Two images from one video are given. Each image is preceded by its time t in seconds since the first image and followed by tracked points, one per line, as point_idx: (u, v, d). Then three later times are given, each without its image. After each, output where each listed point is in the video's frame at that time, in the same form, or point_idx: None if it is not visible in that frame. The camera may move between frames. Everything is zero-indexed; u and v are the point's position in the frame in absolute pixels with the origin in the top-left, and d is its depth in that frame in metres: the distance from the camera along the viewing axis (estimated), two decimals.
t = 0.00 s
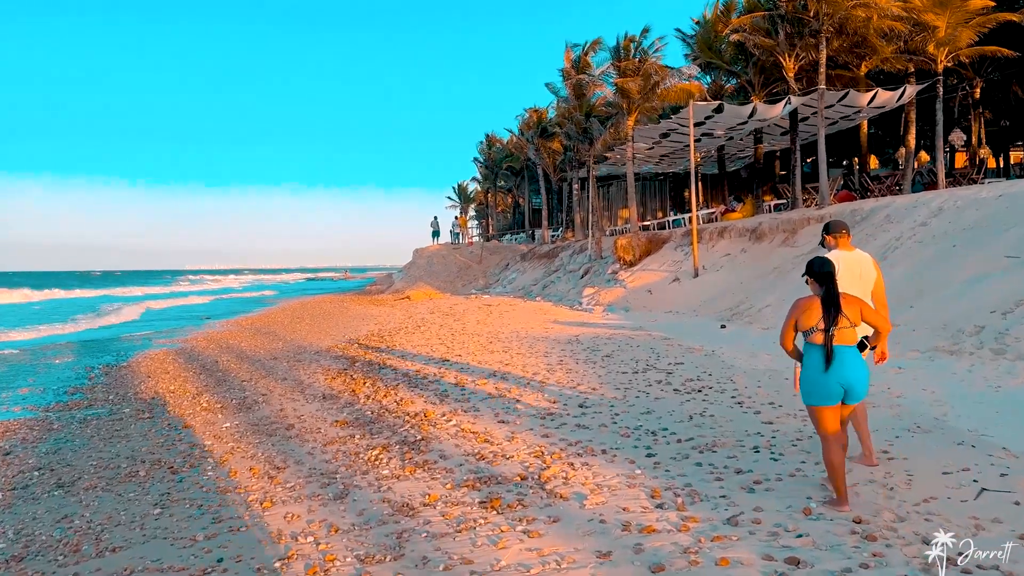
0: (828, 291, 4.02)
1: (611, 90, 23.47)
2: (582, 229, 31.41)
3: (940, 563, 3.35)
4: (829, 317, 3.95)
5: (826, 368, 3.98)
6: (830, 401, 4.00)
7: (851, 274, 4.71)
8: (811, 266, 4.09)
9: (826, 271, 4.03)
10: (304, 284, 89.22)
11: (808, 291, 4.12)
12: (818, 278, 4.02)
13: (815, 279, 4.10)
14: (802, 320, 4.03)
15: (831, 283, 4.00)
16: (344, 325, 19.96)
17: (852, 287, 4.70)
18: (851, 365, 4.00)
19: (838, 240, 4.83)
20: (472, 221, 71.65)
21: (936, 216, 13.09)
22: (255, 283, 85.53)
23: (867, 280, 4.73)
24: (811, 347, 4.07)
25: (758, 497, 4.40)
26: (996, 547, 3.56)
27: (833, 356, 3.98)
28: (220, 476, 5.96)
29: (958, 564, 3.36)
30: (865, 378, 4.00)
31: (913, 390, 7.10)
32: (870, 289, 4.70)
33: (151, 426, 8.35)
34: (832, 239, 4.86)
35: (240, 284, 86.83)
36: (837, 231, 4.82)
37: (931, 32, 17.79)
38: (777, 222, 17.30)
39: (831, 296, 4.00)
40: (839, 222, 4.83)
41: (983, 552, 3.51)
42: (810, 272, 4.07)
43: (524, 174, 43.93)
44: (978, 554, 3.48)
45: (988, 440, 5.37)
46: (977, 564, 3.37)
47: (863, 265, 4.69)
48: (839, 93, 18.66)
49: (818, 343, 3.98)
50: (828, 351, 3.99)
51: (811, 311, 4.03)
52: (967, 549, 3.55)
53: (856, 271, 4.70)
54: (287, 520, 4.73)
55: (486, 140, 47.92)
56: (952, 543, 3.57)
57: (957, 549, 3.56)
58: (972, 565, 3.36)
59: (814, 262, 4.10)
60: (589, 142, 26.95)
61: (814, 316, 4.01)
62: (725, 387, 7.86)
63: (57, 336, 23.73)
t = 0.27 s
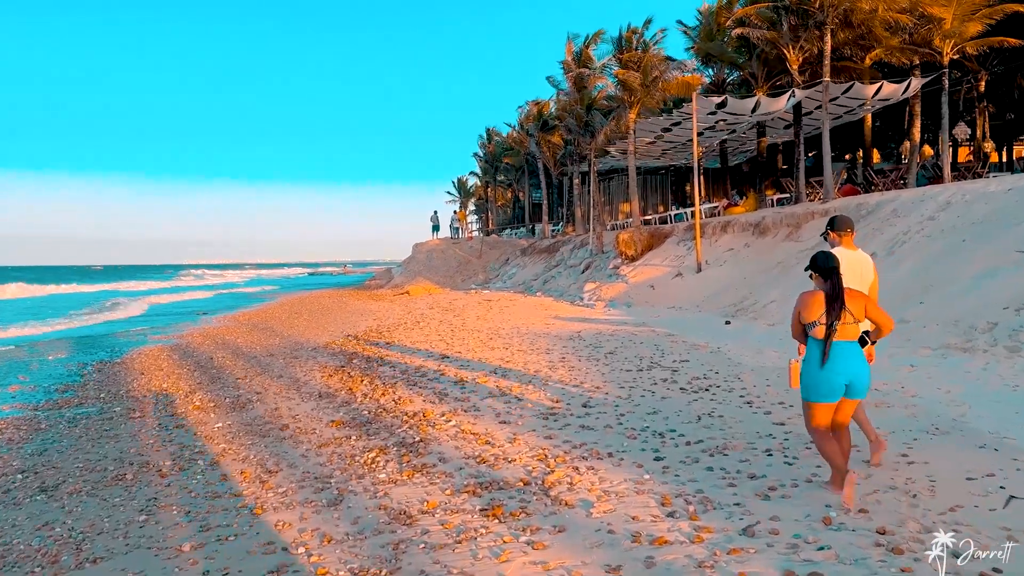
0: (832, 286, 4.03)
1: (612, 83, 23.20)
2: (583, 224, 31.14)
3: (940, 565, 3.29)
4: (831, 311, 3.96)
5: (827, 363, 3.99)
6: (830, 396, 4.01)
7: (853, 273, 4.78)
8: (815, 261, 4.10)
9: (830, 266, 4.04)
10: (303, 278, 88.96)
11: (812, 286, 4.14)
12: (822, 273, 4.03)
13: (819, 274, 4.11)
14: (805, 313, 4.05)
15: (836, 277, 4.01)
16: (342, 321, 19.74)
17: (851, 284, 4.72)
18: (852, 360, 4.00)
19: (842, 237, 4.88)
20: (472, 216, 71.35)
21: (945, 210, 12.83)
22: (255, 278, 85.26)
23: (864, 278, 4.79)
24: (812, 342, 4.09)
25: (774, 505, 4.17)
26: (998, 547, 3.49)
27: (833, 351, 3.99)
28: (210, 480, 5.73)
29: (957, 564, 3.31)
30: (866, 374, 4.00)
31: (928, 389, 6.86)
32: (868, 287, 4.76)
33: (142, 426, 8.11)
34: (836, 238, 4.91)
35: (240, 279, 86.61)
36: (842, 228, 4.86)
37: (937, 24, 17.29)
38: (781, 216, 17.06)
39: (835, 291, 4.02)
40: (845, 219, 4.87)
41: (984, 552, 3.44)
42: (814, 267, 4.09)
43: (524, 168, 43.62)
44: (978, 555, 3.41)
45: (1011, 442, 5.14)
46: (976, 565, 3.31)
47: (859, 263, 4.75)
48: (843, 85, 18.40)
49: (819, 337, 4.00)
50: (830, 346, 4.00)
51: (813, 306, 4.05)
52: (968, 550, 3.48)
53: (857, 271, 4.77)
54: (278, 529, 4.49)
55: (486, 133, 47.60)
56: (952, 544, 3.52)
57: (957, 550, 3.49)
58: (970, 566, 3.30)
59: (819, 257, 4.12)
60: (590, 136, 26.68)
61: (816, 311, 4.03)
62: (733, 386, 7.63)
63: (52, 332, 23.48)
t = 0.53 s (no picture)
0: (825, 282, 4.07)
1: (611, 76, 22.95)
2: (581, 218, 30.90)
3: (938, 564, 3.24)
4: (824, 306, 4.01)
5: (819, 357, 4.02)
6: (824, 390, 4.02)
7: (847, 266, 4.57)
8: (807, 258, 4.15)
9: (822, 262, 4.09)
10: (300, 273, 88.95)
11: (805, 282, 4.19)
12: (813, 268, 4.09)
13: (812, 270, 4.16)
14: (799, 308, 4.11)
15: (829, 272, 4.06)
16: (338, 316, 19.52)
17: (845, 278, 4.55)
18: (845, 355, 4.02)
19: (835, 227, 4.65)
20: (470, 210, 71.14)
21: (949, 204, 12.61)
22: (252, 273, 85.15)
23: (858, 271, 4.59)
24: (806, 336, 4.14)
25: (784, 513, 3.96)
26: (998, 547, 3.44)
27: (826, 345, 4.02)
28: (193, 483, 5.51)
29: (957, 564, 3.26)
30: (861, 369, 4.01)
31: (938, 388, 6.63)
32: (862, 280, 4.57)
33: (127, 426, 7.88)
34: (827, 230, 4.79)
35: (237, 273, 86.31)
36: (834, 219, 4.63)
37: (939, 16, 16.97)
38: (781, 210, 16.84)
39: (830, 286, 4.05)
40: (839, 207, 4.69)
41: (984, 552, 3.38)
42: (807, 263, 4.13)
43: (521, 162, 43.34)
44: (978, 554, 3.36)
45: None
46: (978, 565, 3.25)
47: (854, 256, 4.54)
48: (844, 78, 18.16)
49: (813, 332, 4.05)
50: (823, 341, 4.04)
51: (807, 301, 4.10)
52: (968, 549, 3.42)
53: (851, 263, 4.57)
54: (261, 537, 4.28)
55: (483, 128, 47.37)
56: (952, 543, 3.47)
57: (956, 549, 3.44)
58: (971, 566, 3.25)
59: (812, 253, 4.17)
60: (589, 129, 26.43)
61: (811, 306, 4.08)
62: (736, 385, 7.41)
63: (45, 328, 23.23)
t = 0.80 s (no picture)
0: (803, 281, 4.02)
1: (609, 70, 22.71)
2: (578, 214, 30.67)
3: (938, 565, 3.22)
4: (803, 305, 3.95)
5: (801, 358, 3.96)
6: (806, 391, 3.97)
7: (828, 267, 4.67)
8: (784, 258, 4.09)
9: (799, 261, 4.03)
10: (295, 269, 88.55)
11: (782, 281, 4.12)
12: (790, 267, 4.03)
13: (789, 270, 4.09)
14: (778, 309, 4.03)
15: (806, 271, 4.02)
16: (331, 313, 19.27)
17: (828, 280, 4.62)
18: (826, 354, 3.98)
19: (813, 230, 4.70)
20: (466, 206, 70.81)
21: (953, 200, 12.42)
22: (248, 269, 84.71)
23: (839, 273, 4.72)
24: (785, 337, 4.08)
25: (793, 525, 3.75)
26: (997, 547, 3.41)
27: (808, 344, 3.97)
28: (174, 489, 5.28)
29: (959, 565, 3.24)
30: (842, 368, 3.98)
31: (947, 390, 6.44)
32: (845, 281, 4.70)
33: (110, 427, 7.63)
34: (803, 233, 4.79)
35: (232, 268, 85.98)
36: (812, 222, 4.68)
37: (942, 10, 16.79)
38: (781, 206, 16.65)
39: (808, 285, 3.99)
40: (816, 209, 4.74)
41: (984, 552, 3.36)
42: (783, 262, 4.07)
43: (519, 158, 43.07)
44: (978, 554, 3.34)
45: None
46: (979, 565, 3.23)
47: (835, 258, 4.66)
48: (845, 73, 17.96)
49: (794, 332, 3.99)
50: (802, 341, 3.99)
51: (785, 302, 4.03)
52: (967, 549, 3.40)
53: (832, 265, 4.69)
54: (241, 549, 4.05)
55: (479, 123, 47.07)
56: (953, 543, 3.45)
57: (957, 550, 3.42)
58: (973, 566, 3.23)
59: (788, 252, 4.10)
60: (586, 124, 26.19)
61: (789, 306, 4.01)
62: (737, 386, 7.20)
63: (34, 324, 22.89)
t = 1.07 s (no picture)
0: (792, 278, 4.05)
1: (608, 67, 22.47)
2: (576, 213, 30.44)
3: (939, 564, 3.20)
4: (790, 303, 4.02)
5: (790, 354, 4.04)
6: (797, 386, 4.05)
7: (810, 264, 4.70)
8: (774, 254, 4.11)
9: (789, 259, 4.05)
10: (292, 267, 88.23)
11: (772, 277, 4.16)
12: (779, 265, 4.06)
13: (780, 266, 4.12)
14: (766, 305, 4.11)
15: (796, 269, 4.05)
16: (326, 312, 19.00)
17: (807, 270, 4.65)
18: (815, 349, 4.07)
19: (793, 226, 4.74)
20: (464, 205, 70.54)
21: (958, 198, 12.22)
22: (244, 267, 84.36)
23: (819, 268, 4.73)
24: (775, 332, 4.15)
25: (808, 539, 3.53)
26: (998, 547, 3.39)
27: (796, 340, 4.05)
28: (155, 498, 5.04)
29: (958, 565, 3.21)
30: (830, 362, 4.05)
31: (959, 393, 6.23)
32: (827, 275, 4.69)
33: (94, 430, 7.38)
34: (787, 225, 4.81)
35: (229, 267, 85.63)
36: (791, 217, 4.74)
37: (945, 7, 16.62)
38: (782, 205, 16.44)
39: (796, 282, 4.04)
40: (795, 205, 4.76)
41: (984, 552, 3.35)
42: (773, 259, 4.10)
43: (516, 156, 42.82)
44: (978, 554, 3.32)
45: None
46: (978, 567, 3.20)
47: (812, 248, 4.68)
48: (847, 69, 17.76)
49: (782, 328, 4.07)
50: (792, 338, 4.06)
51: (775, 298, 4.09)
52: (969, 549, 3.38)
53: (812, 259, 4.73)
54: (223, 563, 3.82)
55: (477, 121, 46.81)
56: (952, 544, 3.41)
57: (956, 550, 3.39)
58: (971, 567, 3.20)
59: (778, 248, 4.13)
60: (584, 122, 25.96)
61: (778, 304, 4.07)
62: (742, 388, 6.98)
63: (25, 323, 22.58)
